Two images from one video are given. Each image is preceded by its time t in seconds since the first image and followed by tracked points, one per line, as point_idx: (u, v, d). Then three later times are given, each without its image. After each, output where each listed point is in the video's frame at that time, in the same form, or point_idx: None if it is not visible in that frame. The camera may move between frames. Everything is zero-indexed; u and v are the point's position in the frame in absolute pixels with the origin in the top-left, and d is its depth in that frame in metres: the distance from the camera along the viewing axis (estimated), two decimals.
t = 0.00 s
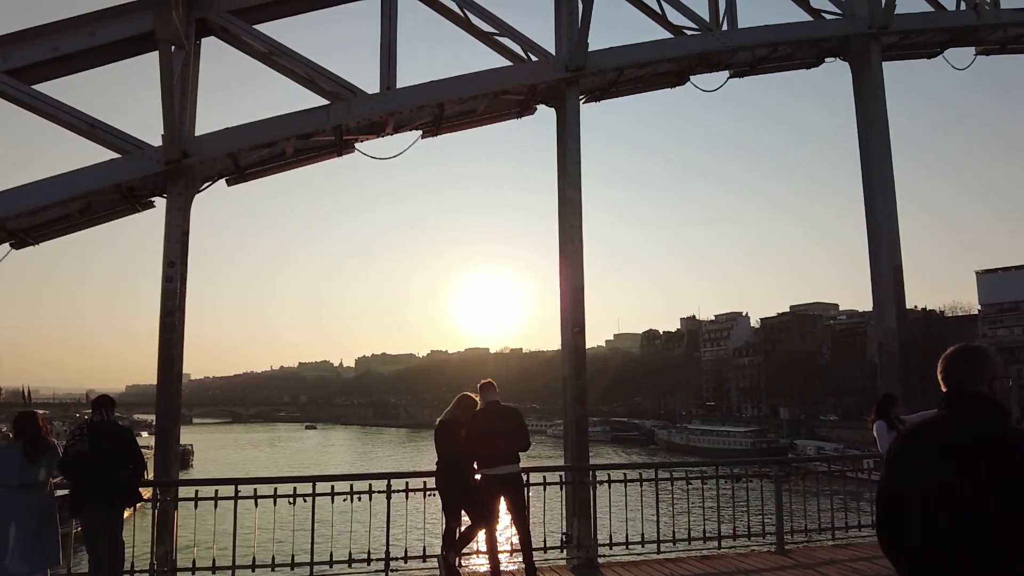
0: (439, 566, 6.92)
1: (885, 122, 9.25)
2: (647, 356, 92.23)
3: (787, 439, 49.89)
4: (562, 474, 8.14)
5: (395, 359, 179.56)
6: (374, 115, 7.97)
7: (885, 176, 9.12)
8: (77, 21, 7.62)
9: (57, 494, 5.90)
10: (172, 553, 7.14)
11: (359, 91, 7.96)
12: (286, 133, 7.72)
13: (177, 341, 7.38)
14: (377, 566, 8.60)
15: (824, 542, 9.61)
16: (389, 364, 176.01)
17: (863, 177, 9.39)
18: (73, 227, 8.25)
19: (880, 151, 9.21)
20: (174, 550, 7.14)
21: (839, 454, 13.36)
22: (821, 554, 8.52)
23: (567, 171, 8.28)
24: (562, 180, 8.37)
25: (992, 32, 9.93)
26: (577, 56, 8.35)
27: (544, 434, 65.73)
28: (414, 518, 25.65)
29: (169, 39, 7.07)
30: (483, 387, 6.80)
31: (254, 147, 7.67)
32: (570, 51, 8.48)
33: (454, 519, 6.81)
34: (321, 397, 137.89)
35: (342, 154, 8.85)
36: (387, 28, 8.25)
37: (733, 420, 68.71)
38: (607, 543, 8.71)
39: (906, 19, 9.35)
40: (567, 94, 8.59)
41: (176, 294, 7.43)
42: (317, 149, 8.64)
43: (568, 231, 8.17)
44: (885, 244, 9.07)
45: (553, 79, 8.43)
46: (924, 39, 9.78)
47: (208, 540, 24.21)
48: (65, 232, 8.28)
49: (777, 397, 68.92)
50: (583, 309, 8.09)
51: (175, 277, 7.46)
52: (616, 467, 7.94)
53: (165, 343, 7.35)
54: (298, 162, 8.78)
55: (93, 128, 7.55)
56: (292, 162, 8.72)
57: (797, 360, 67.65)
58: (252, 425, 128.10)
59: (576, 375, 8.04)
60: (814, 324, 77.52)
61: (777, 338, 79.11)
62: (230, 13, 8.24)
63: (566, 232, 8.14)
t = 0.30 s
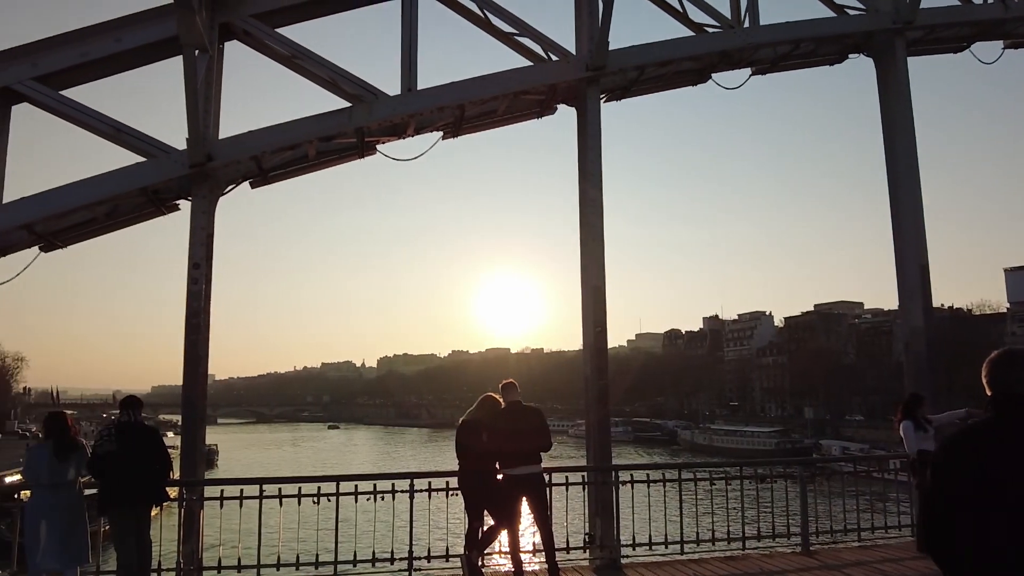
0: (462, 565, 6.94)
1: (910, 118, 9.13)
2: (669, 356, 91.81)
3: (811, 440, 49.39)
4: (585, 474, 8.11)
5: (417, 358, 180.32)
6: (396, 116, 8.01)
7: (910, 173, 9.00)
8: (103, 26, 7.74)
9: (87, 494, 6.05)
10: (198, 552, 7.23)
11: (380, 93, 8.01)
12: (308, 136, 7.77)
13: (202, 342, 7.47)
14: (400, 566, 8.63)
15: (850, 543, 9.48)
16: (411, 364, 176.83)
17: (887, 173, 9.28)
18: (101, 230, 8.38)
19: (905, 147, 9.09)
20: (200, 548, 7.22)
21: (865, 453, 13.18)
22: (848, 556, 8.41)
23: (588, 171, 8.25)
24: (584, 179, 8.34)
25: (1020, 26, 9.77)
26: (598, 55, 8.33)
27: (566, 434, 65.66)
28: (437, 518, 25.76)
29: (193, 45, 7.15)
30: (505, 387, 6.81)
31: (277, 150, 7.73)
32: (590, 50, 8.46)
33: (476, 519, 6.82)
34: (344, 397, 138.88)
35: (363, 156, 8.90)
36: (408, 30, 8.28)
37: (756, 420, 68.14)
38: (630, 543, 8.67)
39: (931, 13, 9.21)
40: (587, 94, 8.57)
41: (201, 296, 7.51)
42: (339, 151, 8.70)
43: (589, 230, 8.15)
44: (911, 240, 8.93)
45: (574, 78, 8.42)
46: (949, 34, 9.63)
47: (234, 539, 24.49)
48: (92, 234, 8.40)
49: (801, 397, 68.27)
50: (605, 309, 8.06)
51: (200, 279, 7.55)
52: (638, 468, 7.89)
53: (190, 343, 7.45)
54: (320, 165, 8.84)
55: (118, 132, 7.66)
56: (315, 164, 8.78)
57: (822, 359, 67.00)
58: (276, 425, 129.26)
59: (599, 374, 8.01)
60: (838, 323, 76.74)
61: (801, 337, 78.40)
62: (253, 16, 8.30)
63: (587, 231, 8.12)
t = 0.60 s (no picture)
0: (485, 565, 6.94)
1: (936, 114, 9.00)
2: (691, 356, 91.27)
3: (836, 440, 48.89)
4: (607, 475, 8.07)
5: (438, 359, 181.00)
6: (416, 118, 8.04)
7: (936, 171, 8.87)
8: (128, 31, 7.84)
9: (114, 493, 6.14)
10: (223, 551, 7.28)
11: (400, 95, 8.04)
12: (330, 138, 7.81)
13: (226, 343, 7.53)
14: (424, 564, 8.64)
15: (877, 544, 9.35)
16: (432, 364, 177.48)
17: (913, 170, 9.14)
18: (128, 233, 8.50)
19: (931, 143, 8.96)
20: (225, 547, 7.28)
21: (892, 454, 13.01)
22: (875, 557, 8.29)
23: (610, 169, 8.22)
24: (605, 179, 8.31)
25: None
26: (618, 54, 8.30)
27: (587, 434, 65.60)
28: (459, 518, 25.85)
29: (216, 49, 7.22)
30: (526, 387, 6.80)
31: (299, 152, 7.78)
32: (610, 48, 8.42)
33: (499, 519, 6.81)
34: (366, 397, 139.68)
35: (385, 158, 8.94)
36: (428, 32, 8.30)
37: (780, 420, 67.62)
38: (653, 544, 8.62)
39: (958, 7, 9.07)
40: (608, 92, 8.54)
41: (225, 297, 7.58)
42: (361, 153, 8.75)
43: (611, 229, 8.12)
44: (937, 238, 8.81)
45: (594, 77, 8.39)
46: (977, 28, 9.47)
47: (259, 538, 24.75)
48: (118, 237, 8.51)
49: (825, 396, 67.56)
50: (626, 309, 8.01)
51: (224, 281, 7.61)
52: (662, 468, 7.83)
53: (215, 344, 7.51)
54: (342, 166, 8.90)
55: (143, 136, 7.76)
56: (337, 166, 8.84)
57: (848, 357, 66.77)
58: (299, 425, 130.29)
59: (620, 373, 7.96)
60: (863, 322, 75.83)
61: (825, 336, 77.60)
62: (275, 20, 8.36)
63: (608, 231, 8.09)
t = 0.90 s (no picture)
0: (507, 565, 6.94)
1: (963, 110, 8.87)
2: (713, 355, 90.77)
3: (861, 440, 48.41)
4: (630, 476, 8.03)
5: (460, 359, 181.46)
6: (437, 119, 8.06)
7: (963, 168, 8.74)
8: (152, 37, 7.94)
9: (142, 492, 6.21)
10: (248, 551, 7.35)
11: (421, 96, 8.06)
12: (352, 140, 7.85)
13: (250, 343, 7.59)
14: (447, 564, 8.63)
15: (904, 546, 9.22)
16: (453, 365, 177.95)
17: (939, 167, 9.01)
18: (153, 236, 8.60)
19: (957, 138, 8.83)
20: (250, 546, 7.34)
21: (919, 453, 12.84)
22: (902, 559, 8.18)
23: (631, 169, 8.17)
24: (626, 179, 8.27)
25: None
26: (639, 52, 8.26)
27: (609, 434, 65.54)
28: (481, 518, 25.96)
29: (239, 52, 7.28)
30: (548, 387, 6.78)
31: (322, 154, 7.83)
32: (631, 47, 8.38)
33: (520, 519, 6.79)
34: (388, 397, 140.48)
35: (406, 159, 8.97)
36: (448, 33, 8.32)
37: (804, 420, 67.01)
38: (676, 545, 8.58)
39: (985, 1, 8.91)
40: (629, 92, 8.51)
41: (249, 298, 7.64)
42: (382, 155, 8.79)
43: (632, 229, 8.08)
44: (965, 236, 8.68)
45: (615, 76, 8.35)
46: (1004, 21, 9.31)
47: (283, 538, 24.99)
48: (144, 240, 8.62)
49: (850, 396, 66.91)
50: (649, 309, 7.97)
51: (248, 282, 7.67)
52: (685, 469, 7.76)
53: (239, 345, 7.59)
54: (364, 168, 8.95)
55: (167, 139, 7.85)
56: (359, 168, 8.89)
57: (874, 358, 65.93)
58: (322, 425, 131.35)
59: (642, 373, 7.92)
60: (888, 320, 74.98)
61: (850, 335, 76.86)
62: (296, 23, 8.42)
63: (630, 230, 8.06)
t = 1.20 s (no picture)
0: (530, 565, 6.93)
1: (990, 105, 8.73)
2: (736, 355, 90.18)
3: (887, 440, 47.83)
4: (653, 476, 7.96)
5: (481, 359, 181.65)
6: (458, 120, 8.08)
7: (990, 163, 8.61)
8: (176, 41, 8.04)
9: (168, 492, 6.27)
10: (273, 550, 7.40)
11: (442, 97, 8.09)
12: (374, 141, 7.89)
13: (274, 344, 7.66)
14: (469, 563, 8.64)
15: (931, 547, 9.08)
16: (475, 365, 178.19)
17: (967, 163, 8.87)
18: (178, 238, 8.70)
19: (985, 134, 8.69)
20: (274, 546, 7.39)
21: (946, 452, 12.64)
22: (930, 560, 8.06)
23: (652, 167, 8.13)
24: (647, 179, 8.23)
25: None
26: (659, 51, 8.23)
27: (631, 434, 65.37)
28: (503, 518, 26.04)
29: (262, 54, 7.34)
30: (570, 387, 6.77)
31: (344, 156, 7.87)
32: (651, 46, 8.34)
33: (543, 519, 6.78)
34: (409, 397, 141.15)
35: (427, 160, 8.99)
36: (468, 34, 8.33)
37: (829, 420, 66.29)
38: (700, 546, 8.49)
39: None
40: (649, 91, 8.48)
41: (273, 299, 7.71)
42: (403, 156, 8.82)
43: (654, 229, 8.04)
44: (991, 234, 8.55)
45: (635, 74, 8.33)
46: None
47: (307, 537, 25.20)
48: (170, 242, 8.73)
49: (875, 395, 66.23)
50: (670, 309, 7.93)
51: (272, 284, 7.74)
52: (708, 469, 7.69)
53: (263, 345, 7.66)
54: (386, 169, 9.00)
55: (191, 143, 7.95)
56: (381, 169, 8.95)
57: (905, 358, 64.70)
58: (344, 425, 132.24)
59: (665, 373, 7.88)
60: (914, 319, 74.12)
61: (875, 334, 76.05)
62: (318, 26, 8.47)
63: (652, 229, 8.02)
